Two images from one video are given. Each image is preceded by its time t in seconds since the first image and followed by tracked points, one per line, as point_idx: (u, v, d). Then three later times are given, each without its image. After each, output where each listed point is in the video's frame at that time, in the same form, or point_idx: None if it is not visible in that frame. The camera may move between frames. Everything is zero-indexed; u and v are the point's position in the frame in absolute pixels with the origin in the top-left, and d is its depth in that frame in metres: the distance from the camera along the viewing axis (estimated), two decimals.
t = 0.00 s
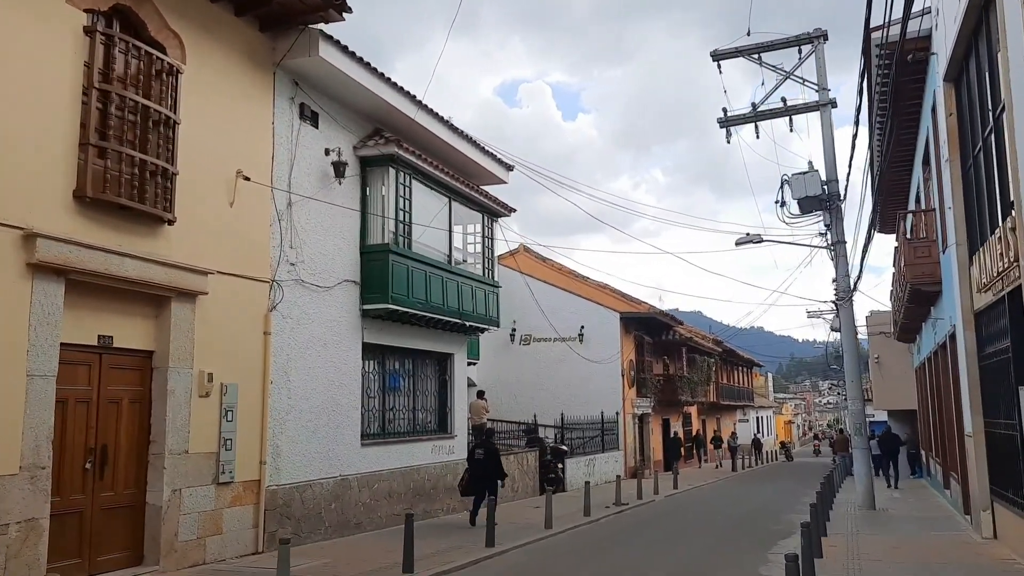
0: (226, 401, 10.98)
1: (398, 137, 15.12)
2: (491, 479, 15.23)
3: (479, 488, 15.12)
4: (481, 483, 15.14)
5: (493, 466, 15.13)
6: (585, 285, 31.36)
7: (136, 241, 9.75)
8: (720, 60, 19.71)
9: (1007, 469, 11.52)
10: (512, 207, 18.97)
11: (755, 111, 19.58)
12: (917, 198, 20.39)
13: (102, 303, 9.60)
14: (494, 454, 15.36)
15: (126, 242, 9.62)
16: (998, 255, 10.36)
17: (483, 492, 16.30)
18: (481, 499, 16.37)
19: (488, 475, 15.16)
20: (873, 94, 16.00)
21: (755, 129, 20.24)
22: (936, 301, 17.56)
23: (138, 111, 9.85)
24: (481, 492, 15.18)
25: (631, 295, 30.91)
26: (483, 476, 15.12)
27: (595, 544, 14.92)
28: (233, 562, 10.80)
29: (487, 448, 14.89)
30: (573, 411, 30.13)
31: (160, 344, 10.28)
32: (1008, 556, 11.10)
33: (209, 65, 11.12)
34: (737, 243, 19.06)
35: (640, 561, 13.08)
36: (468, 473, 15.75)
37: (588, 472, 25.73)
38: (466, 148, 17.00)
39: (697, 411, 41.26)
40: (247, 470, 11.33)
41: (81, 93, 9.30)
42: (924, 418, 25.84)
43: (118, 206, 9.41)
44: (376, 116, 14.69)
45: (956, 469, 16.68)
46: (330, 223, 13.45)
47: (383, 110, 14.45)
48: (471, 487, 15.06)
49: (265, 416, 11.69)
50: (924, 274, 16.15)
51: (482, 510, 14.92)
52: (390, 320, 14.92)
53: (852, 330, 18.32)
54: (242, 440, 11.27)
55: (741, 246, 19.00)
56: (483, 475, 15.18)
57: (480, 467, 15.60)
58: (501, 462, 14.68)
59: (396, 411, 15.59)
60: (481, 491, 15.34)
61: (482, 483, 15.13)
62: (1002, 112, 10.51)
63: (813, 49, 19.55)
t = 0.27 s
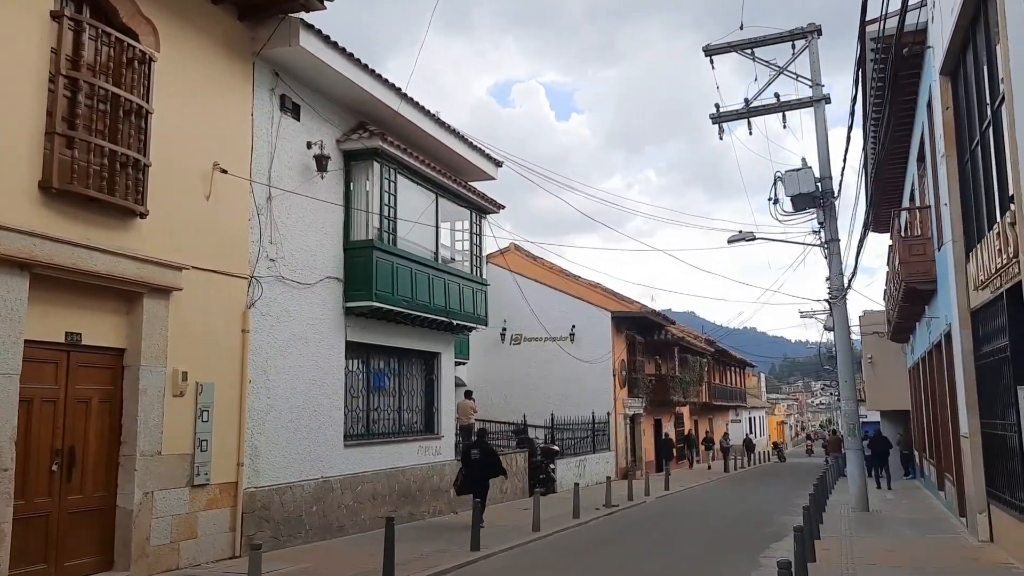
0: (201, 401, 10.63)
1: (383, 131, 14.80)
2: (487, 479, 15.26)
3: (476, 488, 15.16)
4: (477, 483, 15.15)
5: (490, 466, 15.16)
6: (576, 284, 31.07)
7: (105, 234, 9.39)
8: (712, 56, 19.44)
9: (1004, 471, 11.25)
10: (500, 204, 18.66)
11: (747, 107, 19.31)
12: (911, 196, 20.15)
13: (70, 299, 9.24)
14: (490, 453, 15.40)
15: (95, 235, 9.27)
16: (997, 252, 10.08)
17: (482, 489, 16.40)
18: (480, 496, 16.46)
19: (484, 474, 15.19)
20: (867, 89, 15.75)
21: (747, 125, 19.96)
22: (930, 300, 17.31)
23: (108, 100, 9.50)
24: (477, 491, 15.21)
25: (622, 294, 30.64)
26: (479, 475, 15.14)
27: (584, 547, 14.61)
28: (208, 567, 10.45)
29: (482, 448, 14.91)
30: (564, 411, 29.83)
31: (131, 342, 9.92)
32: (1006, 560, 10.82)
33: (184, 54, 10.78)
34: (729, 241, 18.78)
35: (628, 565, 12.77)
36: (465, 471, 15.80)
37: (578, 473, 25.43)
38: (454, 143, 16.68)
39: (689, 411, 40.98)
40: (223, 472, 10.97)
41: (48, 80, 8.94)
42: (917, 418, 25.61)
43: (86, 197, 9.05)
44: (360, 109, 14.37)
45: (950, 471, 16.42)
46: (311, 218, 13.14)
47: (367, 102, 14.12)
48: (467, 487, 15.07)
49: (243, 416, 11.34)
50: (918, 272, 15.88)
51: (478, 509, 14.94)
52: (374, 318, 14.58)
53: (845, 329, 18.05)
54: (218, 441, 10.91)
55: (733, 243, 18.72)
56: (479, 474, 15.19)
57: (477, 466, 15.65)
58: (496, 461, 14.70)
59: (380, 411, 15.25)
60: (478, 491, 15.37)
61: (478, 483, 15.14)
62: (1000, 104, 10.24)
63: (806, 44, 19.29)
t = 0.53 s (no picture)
0: (172, 401, 10.29)
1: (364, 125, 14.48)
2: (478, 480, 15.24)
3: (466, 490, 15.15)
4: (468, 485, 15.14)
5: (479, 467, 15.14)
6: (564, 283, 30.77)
7: (70, 228, 9.05)
8: (700, 52, 19.19)
9: (997, 472, 11.02)
10: (486, 201, 18.35)
11: (736, 104, 19.07)
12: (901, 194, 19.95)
13: (33, 295, 8.89)
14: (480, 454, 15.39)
15: (59, 229, 8.92)
16: (990, 248, 9.84)
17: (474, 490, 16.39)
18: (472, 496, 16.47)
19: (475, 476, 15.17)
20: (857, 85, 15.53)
21: (736, 122, 19.73)
22: (921, 299, 17.10)
23: (73, 88, 9.15)
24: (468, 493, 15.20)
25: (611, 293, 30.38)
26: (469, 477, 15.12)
27: (569, 550, 14.29)
28: (179, 572, 10.11)
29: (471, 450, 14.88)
30: (551, 412, 29.54)
31: (99, 339, 9.57)
32: (999, 564, 10.59)
33: (155, 42, 10.44)
34: (718, 239, 18.53)
35: (614, 568, 12.45)
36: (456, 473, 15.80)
37: (566, 474, 25.15)
38: (438, 138, 16.37)
39: (678, 411, 40.78)
40: (196, 474, 10.63)
41: (9, 66, 8.59)
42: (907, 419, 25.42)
43: (50, 189, 8.70)
44: (341, 102, 14.04)
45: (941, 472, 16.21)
46: (289, 213, 12.81)
47: (348, 96, 13.80)
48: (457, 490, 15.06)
49: (217, 417, 11.00)
50: (909, 270, 15.66)
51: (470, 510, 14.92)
52: (355, 316, 14.25)
53: (835, 329, 17.83)
54: (191, 442, 10.57)
55: (721, 241, 18.48)
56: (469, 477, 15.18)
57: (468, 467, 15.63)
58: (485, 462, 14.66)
59: (362, 411, 14.92)
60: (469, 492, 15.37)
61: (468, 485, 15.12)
62: (993, 98, 10.01)
63: (795, 40, 19.07)
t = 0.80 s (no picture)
0: (126, 402, 9.89)
1: (330, 118, 14.13)
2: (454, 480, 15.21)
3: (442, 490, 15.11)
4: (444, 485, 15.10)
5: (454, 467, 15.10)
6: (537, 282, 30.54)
7: (16, 220, 8.63)
8: (674, 47, 19.03)
9: (971, 470, 10.91)
10: (457, 197, 18.05)
11: (710, 100, 18.93)
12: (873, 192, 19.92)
13: None
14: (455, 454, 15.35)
15: (4, 221, 8.51)
16: (964, 243, 9.71)
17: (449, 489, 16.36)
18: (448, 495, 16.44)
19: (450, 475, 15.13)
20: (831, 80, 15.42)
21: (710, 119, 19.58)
22: (893, 297, 17.04)
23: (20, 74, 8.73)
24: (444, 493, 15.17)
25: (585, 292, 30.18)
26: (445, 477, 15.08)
27: (540, 553, 14.01)
28: None
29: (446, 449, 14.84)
30: (525, 412, 29.28)
31: (47, 337, 9.15)
32: (973, 563, 10.46)
33: (109, 28, 10.03)
34: (691, 237, 18.39)
35: (584, 571, 12.18)
36: (431, 473, 15.76)
37: (539, 475, 24.90)
38: (407, 133, 16.05)
39: (652, 411, 40.69)
40: (151, 477, 10.23)
41: None
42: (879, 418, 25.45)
43: None
44: (306, 94, 13.68)
45: (913, 471, 16.15)
46: (251, 208, 12.45)
47: (313, 88, 13.45)
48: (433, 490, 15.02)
49: (174, 418, 10.61)
50: (882, 267, 15.58)
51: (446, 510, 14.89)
52: (321, 314, 13.89)
53: (808, 327, 17.73)
54: (146, 445, 10.18)
55: (695, 239, 18.33)
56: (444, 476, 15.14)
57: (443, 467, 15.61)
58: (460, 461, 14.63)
59: (328, 412, 14.57)
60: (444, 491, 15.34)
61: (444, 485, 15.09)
62: (967, 91, 9.88)
63: (769, 36, 18.96)
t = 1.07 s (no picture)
0: (77, 401, 9.45)
1: (299, 109, 13.72)
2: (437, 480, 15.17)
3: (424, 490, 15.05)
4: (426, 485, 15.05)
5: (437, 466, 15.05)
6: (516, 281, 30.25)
7: None
8: (652, 42, 18.77)
9: (951, 470, 10.69)
10: (431, 193, 17.69)
11: (688, 96, 18.69)
12: (853, 189, 19.76)
13: None
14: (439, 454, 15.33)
15: None
16: (945, 237, 9.47)
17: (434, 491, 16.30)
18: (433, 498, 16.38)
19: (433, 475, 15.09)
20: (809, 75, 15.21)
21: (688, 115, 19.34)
22: (872, 295, 16.85)
23: None
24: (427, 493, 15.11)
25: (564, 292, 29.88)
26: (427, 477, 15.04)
27: (513, 557, 13.65)
28: None
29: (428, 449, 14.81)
30: (503, 412, 28.92)
31: None
32: (953, 565, 10.23)
33: (60, 11, 9.59)
34: (669, 234, 18.13)
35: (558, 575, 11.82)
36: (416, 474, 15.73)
37: (516, 476, 24.56)
38: (379, 126, 15.66)
39: (632, 412, 40.48)
40: (104, 481, 9.79)
41: None
42: (858, 418, 25.34)
43: None
44: (272, 84, 13.27)
45: (893, 471, 15.96)
46: (214, 201, 12.02)
47: (280, 78, 13.04)
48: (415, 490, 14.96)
49: (128, 418, 10.17)
50: (861, 265, 15.37)
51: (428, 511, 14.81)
52: (288, 312, 13.46)
53: (787, 325, 17.51)
54: (99, 446, 9.73)
55: (673, 236, 18.07)
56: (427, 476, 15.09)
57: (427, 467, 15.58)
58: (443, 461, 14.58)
59: (297, 412, 14.14)
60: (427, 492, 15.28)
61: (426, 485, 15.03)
62: (948, 82, 9.66)
63: (747, 31, 18.76)
